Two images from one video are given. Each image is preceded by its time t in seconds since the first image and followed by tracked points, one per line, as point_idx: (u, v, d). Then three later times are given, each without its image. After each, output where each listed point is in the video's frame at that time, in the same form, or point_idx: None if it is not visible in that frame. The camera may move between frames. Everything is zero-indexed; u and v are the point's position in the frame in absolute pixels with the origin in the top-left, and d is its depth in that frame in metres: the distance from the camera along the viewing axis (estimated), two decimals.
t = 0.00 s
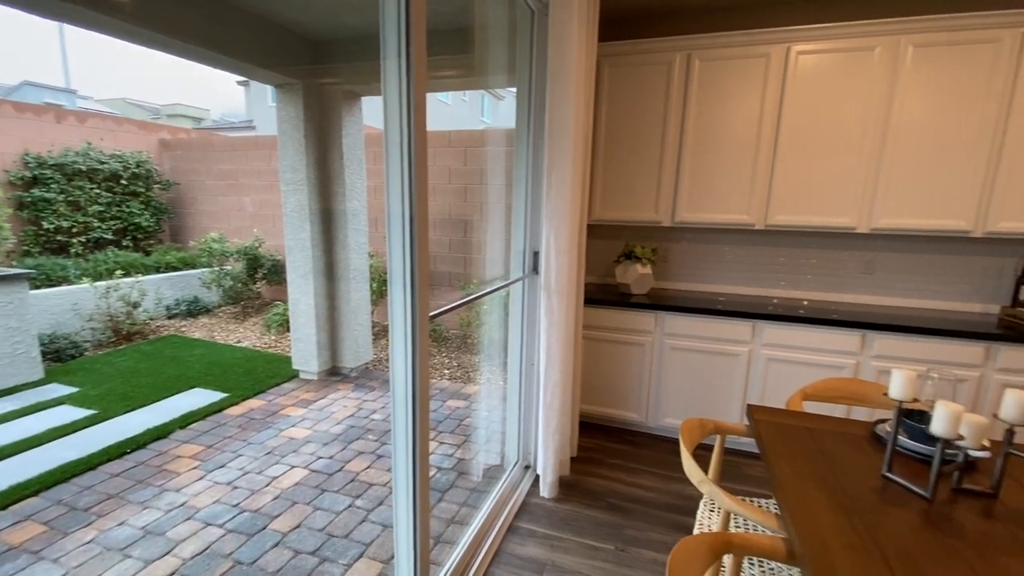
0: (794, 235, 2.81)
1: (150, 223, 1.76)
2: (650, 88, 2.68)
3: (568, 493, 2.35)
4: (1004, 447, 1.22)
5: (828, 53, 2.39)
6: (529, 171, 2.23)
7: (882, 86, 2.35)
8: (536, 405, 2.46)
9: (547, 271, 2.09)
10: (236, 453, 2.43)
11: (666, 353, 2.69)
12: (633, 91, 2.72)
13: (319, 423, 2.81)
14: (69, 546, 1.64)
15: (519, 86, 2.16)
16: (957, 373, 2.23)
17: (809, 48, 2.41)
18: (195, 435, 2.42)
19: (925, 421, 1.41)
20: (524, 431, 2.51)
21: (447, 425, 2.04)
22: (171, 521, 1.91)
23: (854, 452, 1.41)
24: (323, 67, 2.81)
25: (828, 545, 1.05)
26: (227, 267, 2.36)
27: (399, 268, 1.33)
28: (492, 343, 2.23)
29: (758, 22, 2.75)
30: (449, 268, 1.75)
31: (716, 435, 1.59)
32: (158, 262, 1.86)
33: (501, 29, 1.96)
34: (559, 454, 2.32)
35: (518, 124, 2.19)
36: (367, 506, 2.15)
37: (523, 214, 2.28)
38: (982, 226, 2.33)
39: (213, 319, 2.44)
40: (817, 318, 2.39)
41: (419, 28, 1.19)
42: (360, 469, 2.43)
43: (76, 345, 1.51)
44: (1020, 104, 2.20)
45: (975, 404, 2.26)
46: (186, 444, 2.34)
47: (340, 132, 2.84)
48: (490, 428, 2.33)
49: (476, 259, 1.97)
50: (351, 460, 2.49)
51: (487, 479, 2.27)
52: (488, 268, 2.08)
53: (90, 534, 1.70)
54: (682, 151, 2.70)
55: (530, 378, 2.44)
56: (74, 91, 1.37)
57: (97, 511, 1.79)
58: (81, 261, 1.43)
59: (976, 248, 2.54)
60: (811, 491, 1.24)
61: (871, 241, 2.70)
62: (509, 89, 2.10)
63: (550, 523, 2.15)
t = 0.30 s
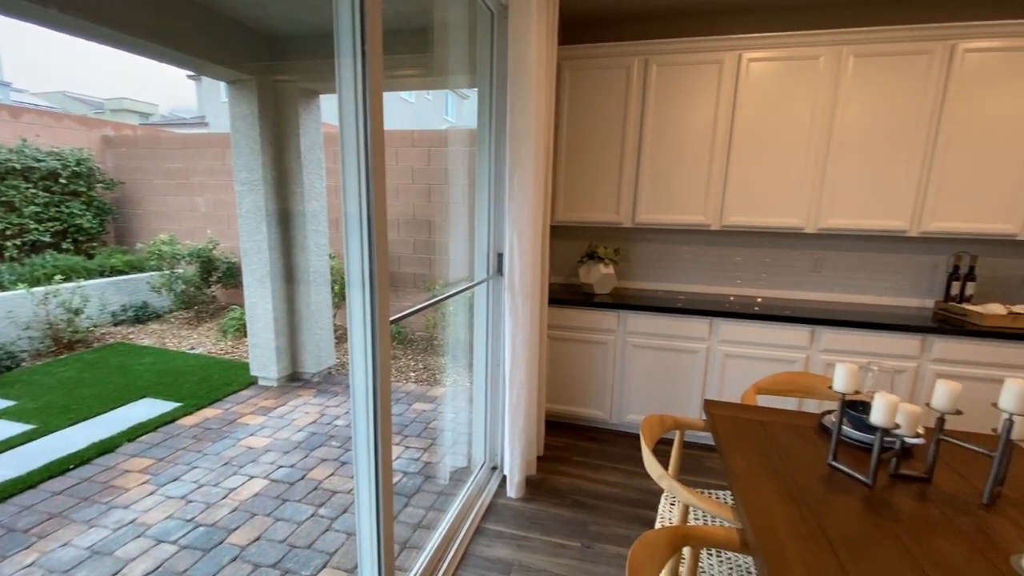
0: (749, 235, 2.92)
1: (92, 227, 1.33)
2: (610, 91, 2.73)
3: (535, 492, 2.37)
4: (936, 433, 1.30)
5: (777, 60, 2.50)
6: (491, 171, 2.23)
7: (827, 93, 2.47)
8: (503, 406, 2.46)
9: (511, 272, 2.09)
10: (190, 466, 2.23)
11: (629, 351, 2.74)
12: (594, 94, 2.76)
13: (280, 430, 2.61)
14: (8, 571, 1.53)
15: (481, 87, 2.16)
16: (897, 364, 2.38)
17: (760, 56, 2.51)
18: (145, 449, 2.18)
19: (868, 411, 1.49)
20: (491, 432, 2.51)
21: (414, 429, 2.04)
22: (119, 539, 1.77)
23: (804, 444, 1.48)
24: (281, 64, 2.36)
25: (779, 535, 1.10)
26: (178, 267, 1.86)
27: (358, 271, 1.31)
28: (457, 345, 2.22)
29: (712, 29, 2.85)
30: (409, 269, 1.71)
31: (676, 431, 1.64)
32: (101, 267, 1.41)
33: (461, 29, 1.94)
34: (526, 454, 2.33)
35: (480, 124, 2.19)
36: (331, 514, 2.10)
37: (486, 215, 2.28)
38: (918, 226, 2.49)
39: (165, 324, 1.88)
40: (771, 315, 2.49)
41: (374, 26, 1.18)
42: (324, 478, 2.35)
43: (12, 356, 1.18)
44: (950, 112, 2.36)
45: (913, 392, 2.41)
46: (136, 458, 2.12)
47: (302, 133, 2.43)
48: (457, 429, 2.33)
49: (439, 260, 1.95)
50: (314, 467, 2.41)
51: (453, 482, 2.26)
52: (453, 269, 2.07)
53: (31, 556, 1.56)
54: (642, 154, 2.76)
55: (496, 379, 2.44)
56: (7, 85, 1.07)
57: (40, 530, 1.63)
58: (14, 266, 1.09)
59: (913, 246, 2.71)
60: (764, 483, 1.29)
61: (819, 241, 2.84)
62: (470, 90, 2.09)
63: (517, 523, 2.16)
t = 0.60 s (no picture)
0: (709, 236, 3.01)
1: (31, 229, 1.04)
2: (573, 94, 2.77)
3: (504, 493, 2.37)
4: (878, 422, 1.38)
5: (732, 67, 2.58)
6: (455, 172, 2.22)
7: (778, 99, 2.58)
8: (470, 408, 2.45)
9: (477, 273, 2.08)
10: (143, 478, 1.89)
11: (595, 350, 2.78)
12: (556, 96, 2.79)
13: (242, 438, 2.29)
14: None
15: (444, 88, 2.15)
16: (846, 358, 2.51)
17: (716, 63, 2.59)
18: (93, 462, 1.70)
19: (817, 403, 1.57)
20: (459, 434, 2.50)
21: (381, 434, 2.02)
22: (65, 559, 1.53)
23: (759, 436, 1.54)
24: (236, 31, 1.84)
25: (736, 526, 1.14)
26: (129, 270, 1.42)
27: (316, 275, 1.28)
28: (423, 348, 2.20)
29: (670, 35, 2.94)
30: (372, 271, 1.68)
31: (639, 427, 1.67)
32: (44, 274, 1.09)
33: (422, 29, 1.93)
34: (494, 455, 2.33)
35: (443, 125, 2.18)
36: (295, 523, 2.03)
37: (451, 215, 2.27)
38: (864, 226, 2.63)
39: (115, 325, 1.41)
40: (730, 312, 2.58)
41: (330, 27, 1.17)
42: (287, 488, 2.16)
43: None
44: (891, 118, 2.50)
45: (860, 384, 2.54)
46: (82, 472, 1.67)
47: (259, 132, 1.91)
48: (425, 432, 2.32)
49: (404, 262, 1.94)
50: (277, 476, 2.22)
51: (420, 485, 2.25)
52: (419, 271, 2.06)
53: None
54: (605, 155, 2.80)
55: (463, 380, 2.42)
56: None
57: None
58: None
59: (859, 245, 2.85)
60: (721, 475, 1.34)
61: (774, 241, 2.95)
62: (433, 91, 2.08)
63: (486, 524, 2.15)
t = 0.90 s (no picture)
0: (672, 235, 3.08)
1: None
2: (537, 95, 2.79)
3: (472, 494, 2.36)
4: (826, 412, 1.44)
5: (690, 71, 2.66)
6: (418, 172, 2.20)
7: (734, 103, 2.67)
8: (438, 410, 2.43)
9: (442, 274, 2.06)
10: (90, 495, 1.68)
11: (562, 349, 2.81)
12: (521, 97, 2.80)
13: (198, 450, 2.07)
14: None
15: (405, 87, 2.13)
16: (800, 352, 2.61)
17: (675, 66, 2.66)
18: (41, 477, 1.44)
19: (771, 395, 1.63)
20: (426, 436, 2.47)
21: (347, 439, 1.97)
22: None
23: (717, 429, 1.59)
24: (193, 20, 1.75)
25: (694, 517, 1.17)
26: (74, 275, 1.21)
27: (270, 277, 1.25)
28: (388, 349, 2.17)
29: (631, 39, 3.00)
30: (333, 272, 1.65)
31: (603, 424, 1.70)
32: None
33: (383, 27, 1.90)
34: (462, 457, 2.31)
35: (406, 124, 2.16)
36: (257, 533, 1.88)
37: (415, 215, 2.25)
38: (815, 225, 2.75)
39: (59, 338, 1.18)
40: (692, 310, 2.65)
41: (283, 24, 1.15)
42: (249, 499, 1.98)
43: None
44: (838, 123, 2.62)
45: (811, 376, 2.67)
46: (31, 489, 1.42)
47: (216, 130, 1.77)
48: (392, 435, 2.29)
49: (367, 262, 1.90)
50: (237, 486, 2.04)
51: (387, 489, 2.21)
52: (383, 271, 2.03)
53: None
54: (570, 156, 2.83)
55: (430, 382, 2.40)
56: None
57: None
58: None
59: (812, 244, 2.98)
60: (680, 467, 1.37)
61: (732, 241, 3.05)
62: (394, 89, 2.05)
63: (454, 526, 2.14)
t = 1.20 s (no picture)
0: (636, 234, 3.14)
1: None
2: (502, 95, 2.79)
3: (441, 496, 2.34)
4: (781, 403, 1.50)
5: (652, 74, 2.72)
6: (382, 171, 2.18)
7: (694, 106, 2.74)
8: (405, 412, 2.41)
9: (407, 274, 2.04)
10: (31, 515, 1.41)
11: (531, 348, 2.83)
12: (486, 97, 2.80)
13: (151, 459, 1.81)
14: None
15: (367, 85, 2.10)
16: (758, 346, 2.71)
17: (638, 69, 2.71)
18: None
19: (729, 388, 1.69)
20: (394, 439, 2.44)
21: (311, 444, 1.93)
22: None
23: (678, 422, 1.63)
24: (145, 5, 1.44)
25: (656, 508, 1.20)
26: (15, 278, 1.05)
27: (225, 278, 1.21)
28: (354, 351, 2.13)
29: (595, 41, 3.05)
30: (293, 273, 1.61)
31: (570, 421, 1.71)
32: None
33: (342, 22, 1.87)
34: (431, 459, 2.29)
35: (368, 123, 2.13)
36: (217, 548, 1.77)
37: (378, 215, 2.21)
38: (771, 224, 2.85)
39: None
40: (656, 307, 2.71)
41: (234, 18, 1.11)
42: (209, 510, 1.85)
43: None
44: (792, 126, 2.73)
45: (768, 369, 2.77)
46: None
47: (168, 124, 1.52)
48: (358, 439, 2.25)
49: (329, 263, 1.86)
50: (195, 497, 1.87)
51: (354, 494, 2.18)
52: (347, 272, 1.99)
53: None
54: (535, 156, 2.85)
55: (397, 384, 2.37)
56: None
57: None
58: None
59: (768, 242, 3.10)
60: (643, 460, 1.40)
61: (694, 240, 3.14)
62: (355, 87, 2.02)
63: (423, 529, 2.12)
